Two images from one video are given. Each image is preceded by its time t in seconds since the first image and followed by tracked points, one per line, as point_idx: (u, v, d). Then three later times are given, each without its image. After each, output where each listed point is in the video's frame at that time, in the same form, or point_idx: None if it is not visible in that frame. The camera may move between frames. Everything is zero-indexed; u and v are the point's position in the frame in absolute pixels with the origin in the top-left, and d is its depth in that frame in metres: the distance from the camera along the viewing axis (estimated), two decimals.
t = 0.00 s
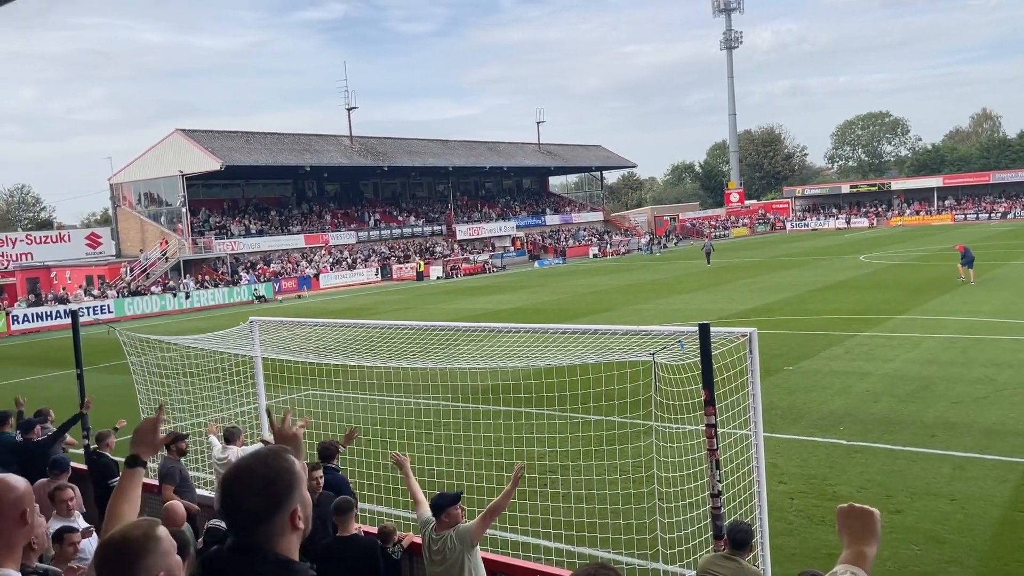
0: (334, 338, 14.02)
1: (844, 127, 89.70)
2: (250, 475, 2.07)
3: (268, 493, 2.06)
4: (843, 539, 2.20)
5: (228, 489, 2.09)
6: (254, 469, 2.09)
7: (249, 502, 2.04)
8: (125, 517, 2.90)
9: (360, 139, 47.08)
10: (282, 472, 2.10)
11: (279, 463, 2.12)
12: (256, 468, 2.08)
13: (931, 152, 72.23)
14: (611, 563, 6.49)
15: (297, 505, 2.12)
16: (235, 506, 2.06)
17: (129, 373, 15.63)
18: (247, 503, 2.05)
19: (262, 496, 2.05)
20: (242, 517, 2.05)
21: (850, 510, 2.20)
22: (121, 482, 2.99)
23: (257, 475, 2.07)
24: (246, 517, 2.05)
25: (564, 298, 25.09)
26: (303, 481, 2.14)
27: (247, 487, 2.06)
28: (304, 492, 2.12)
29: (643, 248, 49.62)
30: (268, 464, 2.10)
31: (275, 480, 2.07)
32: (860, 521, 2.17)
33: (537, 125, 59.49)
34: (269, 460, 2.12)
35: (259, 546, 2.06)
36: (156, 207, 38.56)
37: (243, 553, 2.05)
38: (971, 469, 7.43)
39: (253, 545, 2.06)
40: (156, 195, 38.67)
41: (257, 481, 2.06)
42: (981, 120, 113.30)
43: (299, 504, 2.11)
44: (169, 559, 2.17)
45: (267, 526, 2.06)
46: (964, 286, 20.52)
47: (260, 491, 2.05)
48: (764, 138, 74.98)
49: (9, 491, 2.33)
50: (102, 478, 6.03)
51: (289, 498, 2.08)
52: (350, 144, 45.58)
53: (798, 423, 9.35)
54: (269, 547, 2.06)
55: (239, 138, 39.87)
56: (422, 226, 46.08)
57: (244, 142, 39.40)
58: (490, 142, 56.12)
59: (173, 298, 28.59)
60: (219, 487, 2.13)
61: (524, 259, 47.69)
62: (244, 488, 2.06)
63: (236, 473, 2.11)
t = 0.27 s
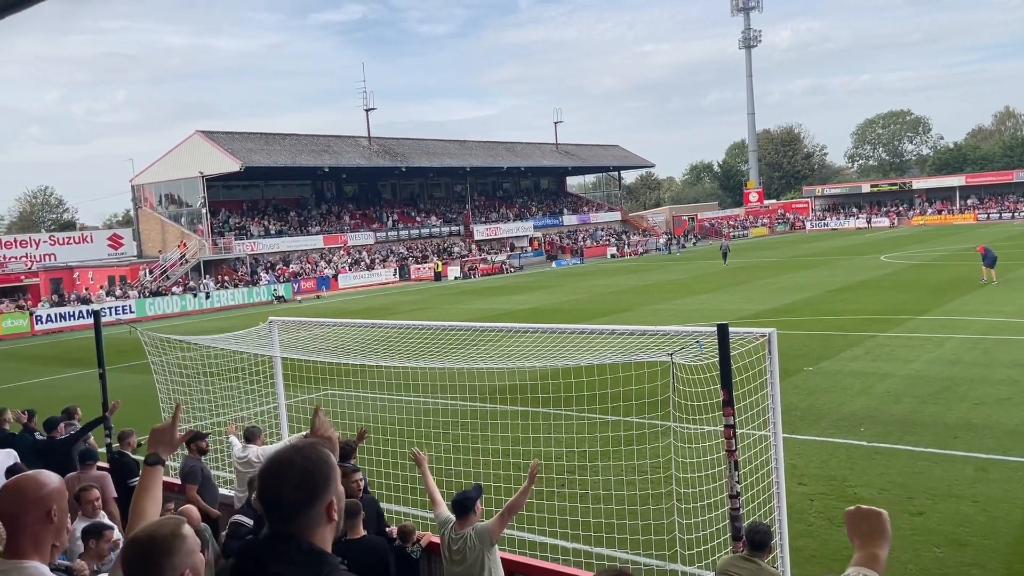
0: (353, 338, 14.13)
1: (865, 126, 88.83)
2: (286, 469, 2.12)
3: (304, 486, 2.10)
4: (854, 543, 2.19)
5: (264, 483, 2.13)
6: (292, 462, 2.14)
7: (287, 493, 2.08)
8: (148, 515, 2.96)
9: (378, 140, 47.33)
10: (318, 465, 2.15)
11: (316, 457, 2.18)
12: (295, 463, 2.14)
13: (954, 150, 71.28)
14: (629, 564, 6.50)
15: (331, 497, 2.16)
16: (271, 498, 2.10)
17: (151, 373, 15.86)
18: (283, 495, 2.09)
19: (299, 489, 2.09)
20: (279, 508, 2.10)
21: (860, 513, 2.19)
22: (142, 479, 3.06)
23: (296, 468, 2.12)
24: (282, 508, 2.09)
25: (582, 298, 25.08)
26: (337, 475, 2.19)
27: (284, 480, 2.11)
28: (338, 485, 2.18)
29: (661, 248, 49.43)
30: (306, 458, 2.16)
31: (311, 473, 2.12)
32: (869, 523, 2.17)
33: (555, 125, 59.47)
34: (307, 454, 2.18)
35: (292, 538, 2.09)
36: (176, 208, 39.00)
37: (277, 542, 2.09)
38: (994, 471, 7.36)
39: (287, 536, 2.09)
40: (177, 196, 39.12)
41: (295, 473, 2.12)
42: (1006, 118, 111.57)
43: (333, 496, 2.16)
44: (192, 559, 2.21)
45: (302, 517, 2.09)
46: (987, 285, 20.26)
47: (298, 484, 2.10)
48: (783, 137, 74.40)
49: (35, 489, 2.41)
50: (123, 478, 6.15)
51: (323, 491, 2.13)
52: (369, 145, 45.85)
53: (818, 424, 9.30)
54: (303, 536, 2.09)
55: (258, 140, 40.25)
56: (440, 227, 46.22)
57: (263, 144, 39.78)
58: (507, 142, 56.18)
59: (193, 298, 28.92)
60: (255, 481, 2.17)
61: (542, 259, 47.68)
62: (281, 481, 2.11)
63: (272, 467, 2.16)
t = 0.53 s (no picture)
0: (370, 337, 14.23)
1: (885, 124, 87.89)
2: (313, 467, 2.14)
3: (331, 484, 2.13)
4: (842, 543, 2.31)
5: (292, 479, 2.15)
6: (320, 460, 2.17)
7: (314, 491, 2.11)
8: (165, 516, 3.02)
9: (396, 141, 47.53)
10: (345, 464, 2.18)
11: (342, 456, 2.20)
12: (322, 461, 2.16)
13: (977, 148, 70.32)
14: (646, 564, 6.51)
15: (358, 495, 2.19)
16: (299, 495, 2.13)
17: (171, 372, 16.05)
18: (310, 493, 2.12)
19: (326, 486, 2.12)
20: (306, 505, 2.12)
21: (844, 510, 2.30)
22: (159, 478, 3.11)
23: (323, 467, 2.14)
24: (310, 505, 2.11)
25: (599, 298, 25.05)
26: (364, 473, 2.22)
27: (310, 478, 2.13)
28: (364, 483, 2.20)
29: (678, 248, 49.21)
30: (333, 457, 2.18)
31: (337, 471, 2.15)
32: (852, 522, 2.28)
33: (571, 124, 59.37)
34: (333, 453, 2.20)
35: (318, 536, 2.12)
36: (196, 209, 39.42)
37: (305, 539, 2.11)
38: (1017, 473, 7.28)
39: (314, 533, 2.11)
40: (195, 197, 39.53)
41: (322, 471, 2.14)
42: None
43: (359, 495, 2.18)
44: (212, 557, 2.24)
45: (330, 513, 2.11)
46: (1010, 285, 20.00)
47: (325, 482, 2.12)
48: (802, 136, 73.79)
49: (55, 486, 2.44)
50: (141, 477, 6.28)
51: (350, 490, 2.16)
52: (386, 146, 46.07)
53: (837, 425, 9.25)
54: (329, 534, 2.11)
55: (277, 141, 40.57)
56: (457, 227, 46.32)
57: (282, 145, 40.10)
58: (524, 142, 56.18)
59: (212, 298, 29.23)
60: (282, 479, 2.20)
61: (558, 259, 47.64)
62: (308, 478, 2.13)
63: (299, 465, 2.18)
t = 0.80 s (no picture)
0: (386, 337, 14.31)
1: (904, 122, 86.98)
2: (326, 463, 2.17)
3: (343, 479, 2.14)
4: (892, 525, 1.92)
5: (306, 475, 2.17)
6: (332, 456, 2.18)
7: (327, 487, 2.13)
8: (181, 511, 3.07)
9: (411, 141, 47.68)
10: (356, 460, 2.19)
11: (355, 452, 2.22)
12: (335, 457, 2.18)
13: (998, 146, 69.40)
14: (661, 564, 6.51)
15: (369, 492, 2.20)
16: (313, 491, 2.14)
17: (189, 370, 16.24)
18: (323, 488, 2.13)
19: (339, 481, 2.14)
20: (319, 501, 2.14)
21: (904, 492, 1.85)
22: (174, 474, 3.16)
23: (335, 463, 2.16)
24: (323, 501, 2.13)
25: (614, 298, 25.00)
26: (375, 469, 2.23)
27: (324, 474, 2.15)
28: (376, 480, 2.22)
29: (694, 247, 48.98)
30: (345, 452, 2.20)
31: (349, 467, 2.17)
32: (910, 503, 1.84)
33: (587, 124, 59.28)
34: (346, 448, 2.22)
35: (331, 531, 2.14)
36: (213, 209, 39.77)
37: (319, 535, 2.13)
38: None
39: (328, 529, 2.13)
40: (213, 197, 39.88)
41: (334, 466, 2.16)
42: None
43: (372, 490, 2.20)
44: (231, 552, 2.28)
45: (343, 509, 2.13)
46: None
47: (338, 477, 2.14)
48: (820, 135, 73.20)
49: (69, 485, 2.45)
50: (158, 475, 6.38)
51: (361, 487, 2.17)
52: (401, 146, 46.23)
53: (855, 425, 9.19)
54: (343, 530, 2.13)
55: (293, 141, 40.84)
56: (472, 227, 46.37)
57: (298, 145, 40.36)
58: (540, 142, 56.17)
59: (229, 297, 29.49)
60: (295, 475, 2.22)
61: (574, 259, 47.56)
62: (321, 473, 2.15)
63: (312, 460, 2.20)
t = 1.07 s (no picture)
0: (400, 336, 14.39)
1: (921, 120, 86.20)
2: (347, 457, 2.19)
3: (363, 472, 2.17)
4: (910, 541, 2.07)
5: (326, 470, 2.20)
6: (353, 450, 2.21)
7: (348, 480, 2.15)
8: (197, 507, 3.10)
9: (425, 141, 47.81)
10: (375, 455, 2.22)
11: (375, 446, 2.25)
12: (355, 450, 2.20)
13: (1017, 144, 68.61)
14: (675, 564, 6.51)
15: (387, 488, 2.22)
16: (332, 484, 2.16)
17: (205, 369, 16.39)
18: (344, 482, 2.15)
19: (360, 473, 2.16)
20: (338, 494, 2.15)
21: (917, 508, 2.07)
22: (189, 473, 3.18)
23: (356, 457, 2.19)
24: (342, 494, 2.14)
25: (627, 297, 24.97)
26: (393, 466, 2.25)
27: (344, 467, 2.17)
28: (393, 477, 2.24)
29: (708, 246, 48.77)
30: (365, 447, 2.23)
31: (368, 462, 2.19)
32: (927, 520, 2.04)
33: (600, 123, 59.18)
34: (366, 443, 2.25)
35: (350, 524, 2.15)
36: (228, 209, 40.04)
37: (336, 528, 2.14)
38: None
39: (345, 523, 2.14)
40: (228, 197, 40.16)
41: (355, 460, 2.18)
42: None
43: (390, 486, 2.22)
44: (241, 546, 2.30)
45: (362, 502, 2.15)
46: None
47: (358, 470, 2.17)
48: (835, 133, 72.67)
49: (84, 483, 2.44)
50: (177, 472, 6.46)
51: (381, 481, 2.19)
52: (415, 146, 46.38)
53: (870, 425, 9.15)
54: (360, 524, 2.14)
55: (307, 141, 41.05)
56: (485, 226, 46.43)
57: (312, 145, 40.58)
58: (553, 141, 56.14)
59: (244, 297, 29.70)
60: (316, 469, 2.24)
61: (587, 258, 47.52)
62: (342, 467, 2.17)
63: (332, 455, 2.23)
